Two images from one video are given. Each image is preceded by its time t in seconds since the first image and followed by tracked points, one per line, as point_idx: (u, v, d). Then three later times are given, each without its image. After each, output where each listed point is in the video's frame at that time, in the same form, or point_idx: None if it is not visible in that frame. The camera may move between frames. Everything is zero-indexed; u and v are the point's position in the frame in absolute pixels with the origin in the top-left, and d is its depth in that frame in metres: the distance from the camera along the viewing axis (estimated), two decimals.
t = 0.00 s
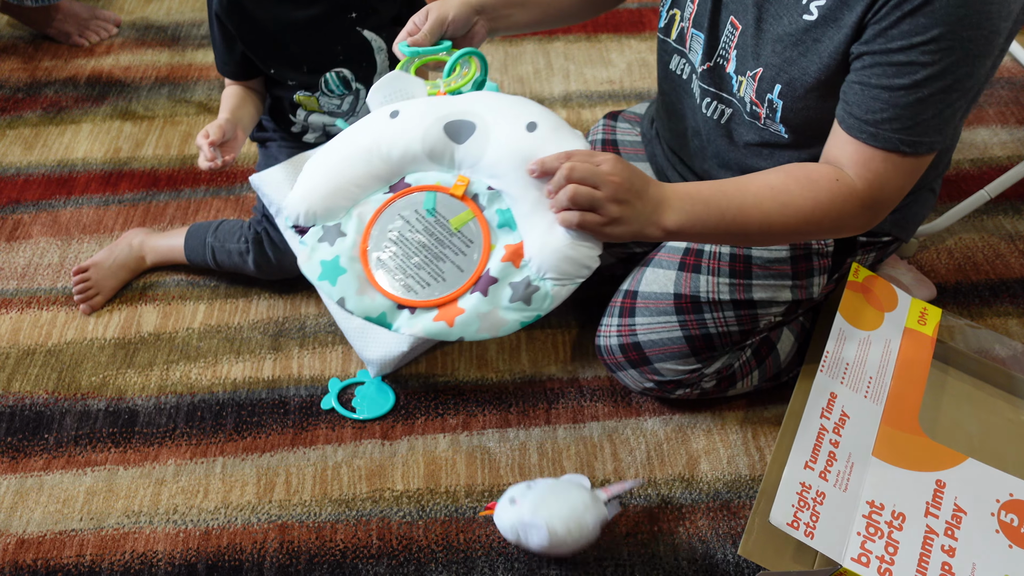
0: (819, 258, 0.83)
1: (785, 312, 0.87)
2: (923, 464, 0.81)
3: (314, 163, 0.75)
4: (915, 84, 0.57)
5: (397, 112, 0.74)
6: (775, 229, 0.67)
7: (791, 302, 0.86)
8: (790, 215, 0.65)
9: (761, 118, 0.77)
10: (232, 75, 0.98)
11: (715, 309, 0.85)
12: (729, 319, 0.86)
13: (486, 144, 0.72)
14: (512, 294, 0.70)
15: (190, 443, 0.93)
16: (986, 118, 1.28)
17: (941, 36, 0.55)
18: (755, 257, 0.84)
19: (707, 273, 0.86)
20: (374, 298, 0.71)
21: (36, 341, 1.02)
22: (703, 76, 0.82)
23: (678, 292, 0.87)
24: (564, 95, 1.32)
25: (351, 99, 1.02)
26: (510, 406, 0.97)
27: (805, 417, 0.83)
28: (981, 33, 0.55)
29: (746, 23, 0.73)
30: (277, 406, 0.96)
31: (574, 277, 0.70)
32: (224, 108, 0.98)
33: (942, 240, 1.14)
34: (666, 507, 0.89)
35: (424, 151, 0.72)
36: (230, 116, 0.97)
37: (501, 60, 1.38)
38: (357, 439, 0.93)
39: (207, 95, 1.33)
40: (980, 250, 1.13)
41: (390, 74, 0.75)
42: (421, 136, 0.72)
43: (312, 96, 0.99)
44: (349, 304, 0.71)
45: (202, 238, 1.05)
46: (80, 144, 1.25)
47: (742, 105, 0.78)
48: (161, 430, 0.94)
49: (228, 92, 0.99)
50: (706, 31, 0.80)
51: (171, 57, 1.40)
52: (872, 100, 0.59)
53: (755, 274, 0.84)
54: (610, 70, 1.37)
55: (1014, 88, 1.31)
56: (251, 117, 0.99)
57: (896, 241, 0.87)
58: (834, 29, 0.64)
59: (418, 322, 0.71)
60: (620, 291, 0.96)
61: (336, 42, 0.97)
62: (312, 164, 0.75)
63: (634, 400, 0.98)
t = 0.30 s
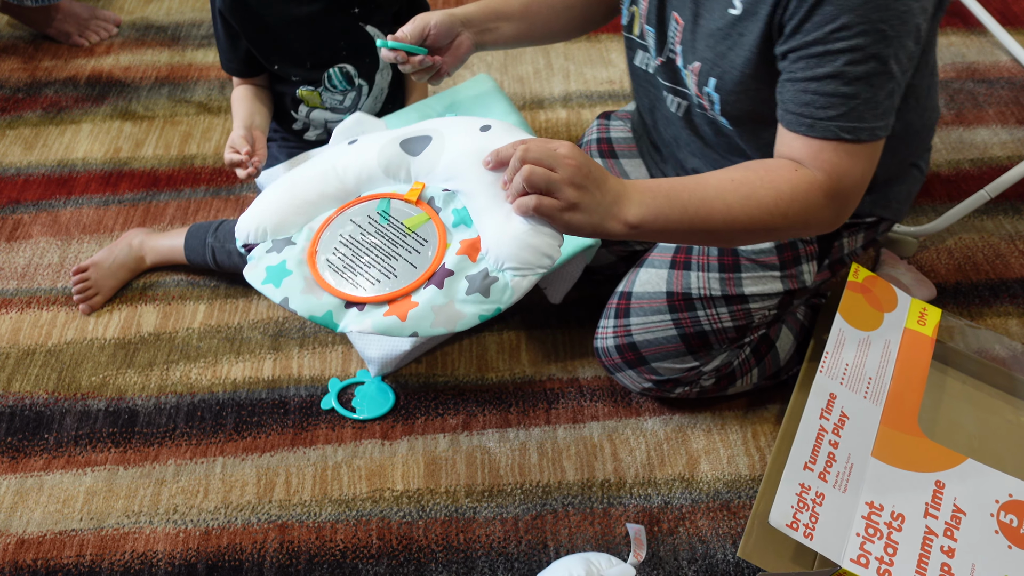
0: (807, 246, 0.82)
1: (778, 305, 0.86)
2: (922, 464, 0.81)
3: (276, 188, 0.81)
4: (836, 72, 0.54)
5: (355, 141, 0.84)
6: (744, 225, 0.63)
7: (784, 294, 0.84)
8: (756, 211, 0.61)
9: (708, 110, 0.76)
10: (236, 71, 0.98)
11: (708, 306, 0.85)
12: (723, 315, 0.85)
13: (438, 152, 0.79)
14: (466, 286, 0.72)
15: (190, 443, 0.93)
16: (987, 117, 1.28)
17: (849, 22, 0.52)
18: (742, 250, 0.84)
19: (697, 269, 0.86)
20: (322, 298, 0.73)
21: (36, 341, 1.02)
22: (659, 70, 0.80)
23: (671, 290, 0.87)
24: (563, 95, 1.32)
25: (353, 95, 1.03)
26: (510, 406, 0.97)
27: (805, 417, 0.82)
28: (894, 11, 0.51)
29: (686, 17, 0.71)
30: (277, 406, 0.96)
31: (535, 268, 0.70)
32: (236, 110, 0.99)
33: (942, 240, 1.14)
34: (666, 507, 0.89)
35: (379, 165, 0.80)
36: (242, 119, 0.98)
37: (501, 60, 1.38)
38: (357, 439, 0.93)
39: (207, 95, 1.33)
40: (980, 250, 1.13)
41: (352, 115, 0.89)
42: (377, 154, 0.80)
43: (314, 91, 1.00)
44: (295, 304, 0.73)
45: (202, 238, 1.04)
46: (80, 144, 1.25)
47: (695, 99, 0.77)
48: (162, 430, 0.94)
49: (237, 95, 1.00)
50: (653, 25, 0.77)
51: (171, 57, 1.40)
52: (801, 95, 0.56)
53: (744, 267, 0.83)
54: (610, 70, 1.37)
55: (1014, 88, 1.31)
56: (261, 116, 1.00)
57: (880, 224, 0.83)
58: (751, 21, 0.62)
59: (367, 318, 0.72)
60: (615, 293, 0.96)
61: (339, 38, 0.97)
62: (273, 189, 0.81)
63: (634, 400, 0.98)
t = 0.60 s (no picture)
0: (751, 221, 0.80)
1: (724, 280, 0.87)
2: (899, 482, 0.84)
3: (257, 140, 0.71)
4: (807, 28, 0.53)
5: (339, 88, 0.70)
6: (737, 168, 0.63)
7: (729, 269, 0.85)
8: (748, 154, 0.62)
9: (659, 56, 0.76)
10: (239, 70, 1.00)
11: (652, 288, 0.86)
12: (666, 296, 0.88)
13: (433, 105, 0.68)
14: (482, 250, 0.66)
15: (190, 443, 0.93)
16: (987, 117, 1.28)
17: None
18: (686, 226, 0.83)
19: (642, 247, 0.85)
20: (339, 273, 0.68)
21: (36, 341, 1.03)
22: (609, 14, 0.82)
23: (616, 268, 0.86)
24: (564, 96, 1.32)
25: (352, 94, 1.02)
26: (510, 406, 0.97)
27: (776, 447, 0.87)
28: None
29: None
30: (277, 406, 0.96)
31: (548, 226, 0.66)
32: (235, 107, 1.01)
33: (942, 240, 1.14)
34: (666, 507, 0.89)
35: (370, 120, 0.68)
36: (239, 118, 0.99)
37: (501, 60, 1.38)
38: (357, 439, 0.94)
39: (207, 95, 1.33)
40: (980, 250, 1.13)
41: (328, 56, 0.72)
42: (366, 103, 0.68)
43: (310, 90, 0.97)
44: (314, 279, 0.68)
45: (202, 238, 1.05)
46: (80, 144, 1.25)
47: (645, 42, 0.78)
48: (162, 430, 0.94)
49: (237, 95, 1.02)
50: None
51: (171, 57, 1.40)
52: (779, 47, 0.56)
53: (689, 245, 0.83)
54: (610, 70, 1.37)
55: (1013, 88, 1.31)
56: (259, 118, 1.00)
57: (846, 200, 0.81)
58: None
59: (386, 288, 0.67)
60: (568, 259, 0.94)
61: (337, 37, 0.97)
62: (255, 141, 0.71)
63: (634, 399, 0.98)
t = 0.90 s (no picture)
0: (760, 279, 0.84)
1: (723, 329, 0.88)
2: (888, 490, 0.82)
3: (240, 52, 0.58)
4: (798, 98, 0.55)
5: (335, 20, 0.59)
6: (722, 211, 0.67)
7: (732, 321, 0.87)
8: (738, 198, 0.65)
9: (684, 124, 0.75)
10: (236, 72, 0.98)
11: (653, 326, 0.88)
12: (665, 336, 0.88)
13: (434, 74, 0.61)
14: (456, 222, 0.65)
15: (190, 443, 0.93)
16: (987, 117, 1.28)
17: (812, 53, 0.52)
18: (695, 272, 0.85)
19: (649, 283, 0.87)
20: (332, 220, 0.64)
21: (36, 341, 1.02)
22: (631, 82, 0.80)
23: (620, 300, 0.89)
24: (563, 96, 1.32)
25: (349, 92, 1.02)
26: (510, 406, 0.97)
27: (760, 464, 0.85)
28: (848, 51, 0.51)
29: (664, 27, 0.70)
30: (277, 406, 0.96)
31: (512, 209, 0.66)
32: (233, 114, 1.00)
33: (942, 240, 1.14)
34: (666, 507, 0.89)
35: (369, 71, 0.60)
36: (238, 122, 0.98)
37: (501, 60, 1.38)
38: (357, 439, 0.93)
39: (207, 95, 1.33)
40: (981, 250, 1.13)
41: None
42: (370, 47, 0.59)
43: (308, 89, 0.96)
44: (309, 223, 0.64)
45: (202, 237, 1.05)
46: (80, 144, 1.25)
47: (668, 111, 0.77)
48: (161, 430, 0.94)
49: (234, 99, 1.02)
50: (630, 34, 0.77)
51: (171, 57, 1.40)
52: (762, 113, 0.58)
53: (696, 289, 0.85)
54: (610, 70, 1.37)
55: (1013, 88, 1.31)
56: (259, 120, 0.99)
57: (847, 262, 0.84)
58: (728, 36, 0.61)
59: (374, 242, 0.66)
60: (569, 278, 0.96)
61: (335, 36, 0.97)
62: (235, 51, 0.59)
63: (634, 399, 0.98)
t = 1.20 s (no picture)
0: (771, 281, 0.83)
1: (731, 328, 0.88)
2: (888, 490, 0.82)
3: None
4: (813, 113, 0.54)
5: None
6: (682, 209, 0.66)
7: (740, 321, 0.86)
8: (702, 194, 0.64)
9: (718, 127, 0.76)
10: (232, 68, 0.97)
11: (660, 325, 0.88)
12: (672, 335, 0.88)
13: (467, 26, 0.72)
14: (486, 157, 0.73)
15: (190, 443, 0.93)
16: (987, 118, 1.28)
17: (847, 76, 0.52)
18: (708, 271, 0.84)
19: (659, 282, 0.87)
20: (370, 153, 0.69)
21: (36, 341, 1.02)
22: (675, 74, 0.81)
23: (629, 298, 0.89)
24: (563, 95, 1.31)
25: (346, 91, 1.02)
26: (510, 406, 0.97)
27: (760, 465, 0.85)
28: (890, 84, 0.52)
29: (710, 28, 0.71)
30: (277, 406, 0.96)
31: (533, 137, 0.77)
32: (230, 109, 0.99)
33: (942, 240, 1.14)
34: (666, 507, 0.89)
35: (407, 12, 0.68)
36: (235, 117, 0.96)
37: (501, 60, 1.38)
38: (357, 439, 0.93)
39: (207, 95, 1.33)
40: (981, 250, 1.13)
41: None
42: None
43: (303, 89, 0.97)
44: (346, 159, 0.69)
45: (200, 234, 1.05)
46: (80, 144, 1.25)
47: (706, 110, 0.78)
48: (161, 430, 0.94)
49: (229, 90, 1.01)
50: (678, 29, 0.77)
51: (171, 57, 1.40)
52: (774, 113, 0.57)
53: (706, 289, 0.85)
54: (610, 70, 1.37)
55: (1014, 87, 1.31)
56: (256, 116, 0.98)
57: (857, 271, 0.84)
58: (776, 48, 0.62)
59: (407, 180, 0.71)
60: (574, 276, 0.96)
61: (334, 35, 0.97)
62: None
63: (634, 399, 0.98)
